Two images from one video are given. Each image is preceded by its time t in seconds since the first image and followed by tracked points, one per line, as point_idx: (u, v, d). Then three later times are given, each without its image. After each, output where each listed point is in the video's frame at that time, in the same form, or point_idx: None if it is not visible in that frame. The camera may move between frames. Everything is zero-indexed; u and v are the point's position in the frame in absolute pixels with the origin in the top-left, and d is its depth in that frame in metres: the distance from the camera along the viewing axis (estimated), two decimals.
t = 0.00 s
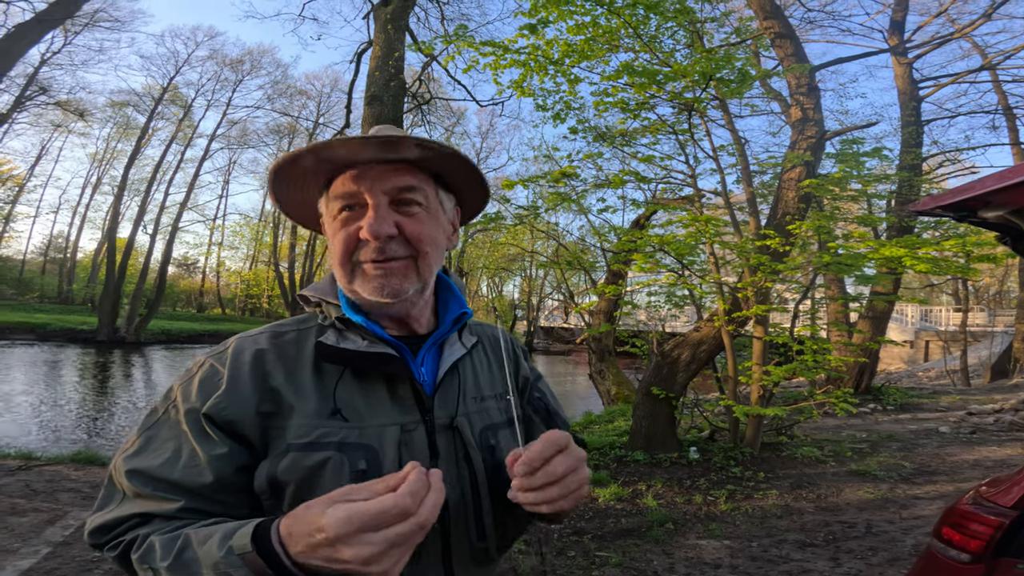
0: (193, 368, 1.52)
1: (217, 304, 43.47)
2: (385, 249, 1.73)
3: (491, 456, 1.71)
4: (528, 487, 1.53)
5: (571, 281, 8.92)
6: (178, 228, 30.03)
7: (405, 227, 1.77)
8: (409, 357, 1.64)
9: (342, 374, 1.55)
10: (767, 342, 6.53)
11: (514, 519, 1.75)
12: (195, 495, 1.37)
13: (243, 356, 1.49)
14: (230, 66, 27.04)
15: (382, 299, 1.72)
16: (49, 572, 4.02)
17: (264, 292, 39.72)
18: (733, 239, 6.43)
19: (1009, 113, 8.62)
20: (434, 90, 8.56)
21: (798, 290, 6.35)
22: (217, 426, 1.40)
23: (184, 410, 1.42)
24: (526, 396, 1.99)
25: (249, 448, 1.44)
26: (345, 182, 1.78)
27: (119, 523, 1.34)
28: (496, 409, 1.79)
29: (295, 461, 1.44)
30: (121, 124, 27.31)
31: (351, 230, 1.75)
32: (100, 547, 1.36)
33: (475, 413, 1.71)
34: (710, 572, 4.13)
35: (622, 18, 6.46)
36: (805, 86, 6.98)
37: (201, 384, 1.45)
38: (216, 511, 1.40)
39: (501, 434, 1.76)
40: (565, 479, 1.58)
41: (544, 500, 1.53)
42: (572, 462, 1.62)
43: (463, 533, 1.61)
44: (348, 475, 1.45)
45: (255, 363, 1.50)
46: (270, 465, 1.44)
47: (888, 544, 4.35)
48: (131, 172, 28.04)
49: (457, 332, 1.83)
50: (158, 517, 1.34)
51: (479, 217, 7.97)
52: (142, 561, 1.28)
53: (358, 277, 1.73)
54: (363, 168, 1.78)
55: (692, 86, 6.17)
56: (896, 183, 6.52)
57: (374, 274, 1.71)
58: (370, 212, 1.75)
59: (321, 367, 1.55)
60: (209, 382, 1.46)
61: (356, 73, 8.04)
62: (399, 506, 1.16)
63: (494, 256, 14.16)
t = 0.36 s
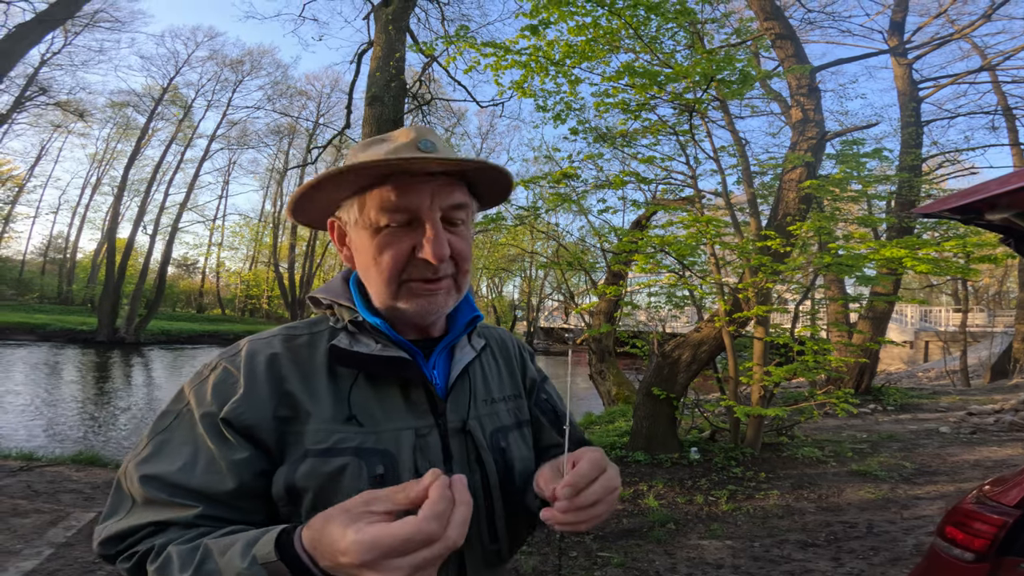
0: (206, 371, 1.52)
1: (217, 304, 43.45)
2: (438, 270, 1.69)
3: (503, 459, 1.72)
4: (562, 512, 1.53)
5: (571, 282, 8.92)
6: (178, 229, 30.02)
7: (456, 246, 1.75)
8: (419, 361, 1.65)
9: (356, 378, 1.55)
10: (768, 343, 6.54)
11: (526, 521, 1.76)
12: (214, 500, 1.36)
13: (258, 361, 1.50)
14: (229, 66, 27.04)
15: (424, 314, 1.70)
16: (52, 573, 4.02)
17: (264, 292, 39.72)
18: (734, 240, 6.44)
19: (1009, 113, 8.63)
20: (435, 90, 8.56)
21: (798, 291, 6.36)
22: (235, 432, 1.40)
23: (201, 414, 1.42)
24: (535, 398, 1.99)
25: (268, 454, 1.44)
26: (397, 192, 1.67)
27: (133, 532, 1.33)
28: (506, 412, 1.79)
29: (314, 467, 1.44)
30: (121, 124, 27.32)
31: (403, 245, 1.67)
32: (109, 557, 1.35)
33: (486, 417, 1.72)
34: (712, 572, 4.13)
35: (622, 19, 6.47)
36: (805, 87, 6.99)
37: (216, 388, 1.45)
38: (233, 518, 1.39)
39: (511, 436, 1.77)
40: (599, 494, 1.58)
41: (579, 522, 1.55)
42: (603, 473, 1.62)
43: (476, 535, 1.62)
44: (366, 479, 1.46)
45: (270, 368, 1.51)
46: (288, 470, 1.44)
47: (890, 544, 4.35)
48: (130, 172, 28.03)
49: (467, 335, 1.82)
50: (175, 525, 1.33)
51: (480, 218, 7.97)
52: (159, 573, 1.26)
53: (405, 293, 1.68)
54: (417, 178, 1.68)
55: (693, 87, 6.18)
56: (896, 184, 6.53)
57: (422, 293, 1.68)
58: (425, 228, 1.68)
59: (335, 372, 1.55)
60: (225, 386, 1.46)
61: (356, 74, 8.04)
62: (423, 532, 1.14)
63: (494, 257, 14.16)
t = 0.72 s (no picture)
0: (204, 372, 1.52)
1: (216, 305, 43.43)
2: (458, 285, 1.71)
3: (500, 455, 1.72)
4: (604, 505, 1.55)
5: (571, 282, 8.93)
6: (178, 229, 30.01)
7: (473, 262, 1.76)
8: (416, 361, 1.65)
9: (353, 377, 1.55)
10: (767, 343, 6.54)
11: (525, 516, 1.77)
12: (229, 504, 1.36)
13: (256, 362, 1.50)
14: (229, 66, 27.02)
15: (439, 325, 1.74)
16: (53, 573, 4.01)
17: (263, 292, 39.70)
18: (733, 240, 6.44)
19: (1008, 113, 8.63)
20: (434, 91, 8.57)
21: (797, 291, 6.35)
22: (237, 433, 1.40)
23: (205, 416, 1.42)
24: (531, 394, 1.99)
25: (272, 455, 1.44)
26: (427, 210, 1.62)
27: (156, 543, 1.31)
28: (502, 409, 1.79)
29: (313, 467, 1.44)
30: (121, 124, 27.31)
31: (429, 262, 1.65)
32: (128, 568, 1.32)
33: (482, 414, 1.72)
34: (712, 571, 4.13)
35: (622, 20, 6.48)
36: (805, 88, 7.00)
37: (216, 390, 1.45)
38: (250, 520, 1.39)
39: (508, 433, 1.77)
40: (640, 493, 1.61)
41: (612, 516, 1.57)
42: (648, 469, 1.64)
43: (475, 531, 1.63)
44: (366, 479, 1.46)
45: (269, 368, 1.51)
46: (289, 470, 1.44)
47: (890, 544, 4.36)
48: (130, 173, 28.01)
49: (462, 332, 1.82)
50: (204, 532, 1.31)
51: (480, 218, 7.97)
52: None
53: (426, 307, 1.68)
54: (447, 195, 1.65)
55: (693, 88, 6.18)
56: (895, 184, 6.54)
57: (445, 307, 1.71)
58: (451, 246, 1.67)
59: (332, 371, 1.55)
60: (226, 388, 1.46)
61: (355, 74, 8.05)
62: (507, 536, 1.13)
63: (494, 257, 14.17)
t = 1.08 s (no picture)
0: (201, 371, 1.52)
1: (216, 305, 43.39)
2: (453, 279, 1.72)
3: (497, 451, 1.72)
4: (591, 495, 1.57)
5: (570, 282, 8.92)
6: (177, 229, 29.97)
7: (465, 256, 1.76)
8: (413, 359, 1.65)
9: (350, 374, 1.55)
10: (766, 343, 6.54)
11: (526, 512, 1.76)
12: (225, 501, 1.36)
13: (253, 359, 1.50)
14: (228, 66, 26.94)
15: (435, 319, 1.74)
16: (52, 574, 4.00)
17: (262, 293, 39.67)
18: (732, 239, 6.44)
19: (1007, 113, 8.64)
20: (433, 91, 8.57)
21: (797, 290, 6.35)
22: (232, 432, 1.39)
23: (199, 415, 1.41)
24: (526, 392, 1.99)
25: (271, 451, 1.44)
26: (420, 204, 1.64)
27: (149, 538, 1.31)
28: (498, 405, 1.79)
29: (313, 463, 1.44)
30: (120, 125, 27.27)
31: (424, 254, 1.65)
32: (122, 564, 1.32)
33: (479, 410, 1.72)
34: (712, 571, 4.13)
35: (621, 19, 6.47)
36: (804, 88, 6.99)
37: (214, 388, 1.45)
38: (247, 517, 1.39)
39: (504, 429, 1.77)
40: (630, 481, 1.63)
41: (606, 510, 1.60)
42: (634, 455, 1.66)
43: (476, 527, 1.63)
44: (365, 474, 1.45)
45: (267, 365, 1.51)
46: (288, 467, 1.44)
47: (890, 544, 4.35)
48: (129, 173, 27.97)
49: (458, 330, 1.82)
50: (192, 529, 1.31)
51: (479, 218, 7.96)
52: None
53: (420, 300, 1.68)
54: (441, 189, 1.66)
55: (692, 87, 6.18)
56: (894, 184, 6.54)
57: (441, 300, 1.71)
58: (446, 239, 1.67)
59: (329, 369, 1.55)
60: (223, 386, 1.45)
61: (354, 74, 8.04)
62: (476, 529, 1.13)
63: (493, 257, 14.15)
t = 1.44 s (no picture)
0: (201, 368, 1.51)
1: (216, 306, 43.38)
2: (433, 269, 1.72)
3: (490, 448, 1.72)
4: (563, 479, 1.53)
5: (570, 281, 8.92)
6: (177, 230, 29.96)
7: (445, 243, 1.76)
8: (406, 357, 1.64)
9: (344, 371, 1.55)
10: (766, 342, 6.54)
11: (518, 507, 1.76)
12: (227, 492, 1.35)
13: (253, 356, 1.49)
14: (227, 67, 26.88)
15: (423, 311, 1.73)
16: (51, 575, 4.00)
17: (262, 293, 39.65)
18: (732, 239, 6.44)
19: (1007, 112, 8.63)
20: (433, 91, 8.57)
21: (796, 289, 6.34)
22: (232, 425, 1.39)
23: (201, 410, 1.41)
24: (518, 389, 1.98)
25: (268, 445, 1.43)
26: (392, 194, 1.65)
27: (151, 529, 1.30)
28: (491, 402, 1.79)
29: (307, 457, 1.43)
30: (119, 125, 27.25)
31: (400, 243, 1.66)
32: (123, 556, 1.31)
33: (471, 407, 1.72)
34: (712, 571, 4.13)
35: (621, 19, 6.47)
36: (804, 87, 6.98)
37: (214, 383, 1.45)
38: (247, 509, 1.38)
39: (497, 425, 1.77)
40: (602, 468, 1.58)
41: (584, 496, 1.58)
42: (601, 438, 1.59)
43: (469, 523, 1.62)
44: (358, 469, 1.45)
45: (265, 362, 1.50)
46: (284, 460, 1.43)
47: (891, 543, 4.35)
48: (129, 174, 27.94)
49: (450, 328, 1.82)
50: (195, 518, 1.30)
51: (479, 217, 7.95)
52: (186, 568, 1.23)
53: (401, 290, 1.68)
54: (409, 178, 1.68)
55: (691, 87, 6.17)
56: (894, 183, 6.54)
57: (425, 290, 1.71)
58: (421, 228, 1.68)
59: (325, 365, 1.55)
60: (224, 381, 1.45)
61: (354, 74, 8.03)
62: (464, 487, 1.13)
63: (492, 257, 14.15)
